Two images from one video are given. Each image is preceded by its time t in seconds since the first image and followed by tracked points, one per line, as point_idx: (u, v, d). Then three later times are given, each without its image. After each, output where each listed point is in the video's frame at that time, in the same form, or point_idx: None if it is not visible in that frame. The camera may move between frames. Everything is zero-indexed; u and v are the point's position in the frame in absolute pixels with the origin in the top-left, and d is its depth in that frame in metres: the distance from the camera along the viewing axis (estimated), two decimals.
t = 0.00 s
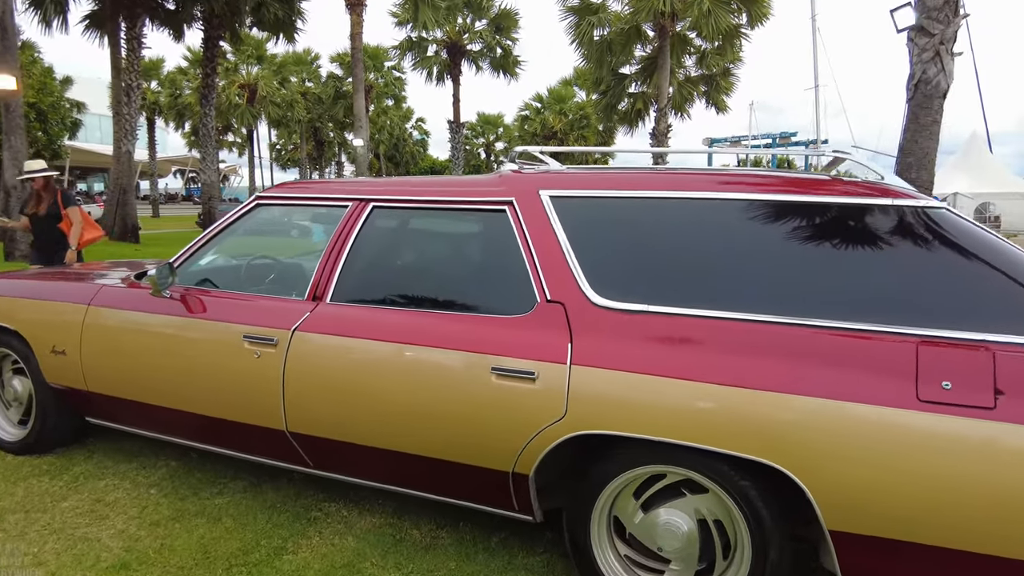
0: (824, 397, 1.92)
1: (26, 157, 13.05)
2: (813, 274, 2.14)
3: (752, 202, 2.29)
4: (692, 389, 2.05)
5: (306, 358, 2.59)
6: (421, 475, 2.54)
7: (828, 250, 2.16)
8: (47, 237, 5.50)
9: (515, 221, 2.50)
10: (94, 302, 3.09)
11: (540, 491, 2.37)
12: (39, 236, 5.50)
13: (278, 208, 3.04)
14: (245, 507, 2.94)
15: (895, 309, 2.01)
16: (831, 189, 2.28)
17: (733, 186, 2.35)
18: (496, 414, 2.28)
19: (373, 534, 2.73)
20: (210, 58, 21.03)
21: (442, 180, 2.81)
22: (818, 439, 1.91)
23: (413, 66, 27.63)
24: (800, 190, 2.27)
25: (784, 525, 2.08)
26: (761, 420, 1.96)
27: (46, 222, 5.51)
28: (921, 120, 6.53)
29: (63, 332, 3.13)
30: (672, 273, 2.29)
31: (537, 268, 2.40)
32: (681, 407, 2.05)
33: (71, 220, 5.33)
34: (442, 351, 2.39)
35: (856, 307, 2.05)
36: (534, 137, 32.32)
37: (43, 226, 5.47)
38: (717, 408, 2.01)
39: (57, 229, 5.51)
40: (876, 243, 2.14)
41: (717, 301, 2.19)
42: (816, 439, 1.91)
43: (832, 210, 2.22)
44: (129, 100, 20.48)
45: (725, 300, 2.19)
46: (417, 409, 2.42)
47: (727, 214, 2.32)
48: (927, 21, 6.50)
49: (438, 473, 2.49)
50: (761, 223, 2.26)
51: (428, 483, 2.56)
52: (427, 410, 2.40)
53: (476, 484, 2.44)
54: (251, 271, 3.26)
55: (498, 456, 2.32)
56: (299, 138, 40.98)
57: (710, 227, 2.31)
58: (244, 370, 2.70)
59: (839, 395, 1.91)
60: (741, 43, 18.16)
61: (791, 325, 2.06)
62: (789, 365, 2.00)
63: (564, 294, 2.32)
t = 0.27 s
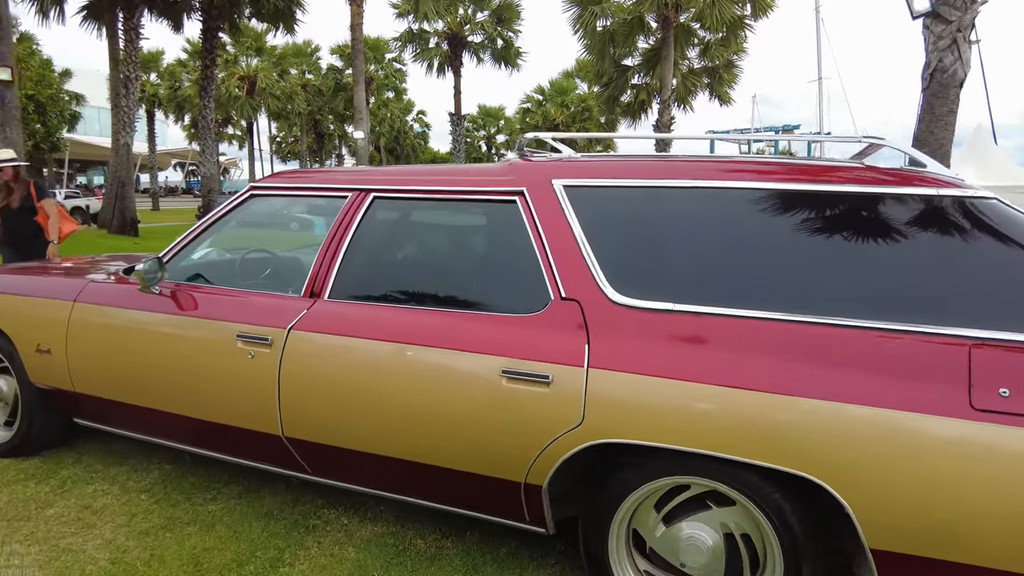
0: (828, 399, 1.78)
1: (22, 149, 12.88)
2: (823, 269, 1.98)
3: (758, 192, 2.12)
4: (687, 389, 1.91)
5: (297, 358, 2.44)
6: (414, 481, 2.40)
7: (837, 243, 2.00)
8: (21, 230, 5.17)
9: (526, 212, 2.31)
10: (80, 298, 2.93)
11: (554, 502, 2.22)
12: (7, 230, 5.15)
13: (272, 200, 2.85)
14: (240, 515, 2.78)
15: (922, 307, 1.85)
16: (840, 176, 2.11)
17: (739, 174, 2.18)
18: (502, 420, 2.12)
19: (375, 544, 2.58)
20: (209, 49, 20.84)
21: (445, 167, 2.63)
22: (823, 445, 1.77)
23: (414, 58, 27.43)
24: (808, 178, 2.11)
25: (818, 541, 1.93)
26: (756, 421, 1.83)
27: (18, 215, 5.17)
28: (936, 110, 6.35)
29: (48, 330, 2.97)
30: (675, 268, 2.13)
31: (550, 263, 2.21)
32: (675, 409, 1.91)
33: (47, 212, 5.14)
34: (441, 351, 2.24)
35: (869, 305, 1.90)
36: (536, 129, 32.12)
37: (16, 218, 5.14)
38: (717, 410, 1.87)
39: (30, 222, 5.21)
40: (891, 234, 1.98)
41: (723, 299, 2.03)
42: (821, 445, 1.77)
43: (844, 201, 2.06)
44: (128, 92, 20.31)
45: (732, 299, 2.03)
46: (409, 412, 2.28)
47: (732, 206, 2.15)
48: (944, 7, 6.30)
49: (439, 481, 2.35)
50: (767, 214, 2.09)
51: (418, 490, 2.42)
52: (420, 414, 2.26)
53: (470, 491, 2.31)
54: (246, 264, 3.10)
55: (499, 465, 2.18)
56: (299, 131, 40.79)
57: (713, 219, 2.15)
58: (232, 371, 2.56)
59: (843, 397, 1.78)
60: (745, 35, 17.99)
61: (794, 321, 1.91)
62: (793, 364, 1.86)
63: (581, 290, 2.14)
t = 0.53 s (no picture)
0: (838, 403, 1.69)
1: (29, 144, 12.85)
2: (842, 268, 1.88)
3: (773, 187, 2.00)
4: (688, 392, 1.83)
5: (318, 361, 2.31)
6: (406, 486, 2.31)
7: (859, 242, 1.88)
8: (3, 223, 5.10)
9: (559, 210, 2.18)
10: (88, 298, 2.80)
11: (588, 516, 2.09)
12: None
13: (289, 197, 2.72)
14: (254, 525, 2.67)
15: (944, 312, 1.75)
16: (863, 167, 1.96)
17: (752, 168, 2.05)
18: (534, 431, 1.98)
19: (396, 557, 2.47)
20: (216, 44, 20.79)
21: (468, 161, 2.48)
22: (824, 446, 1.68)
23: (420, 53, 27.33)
24: (826, 171, 1.97)
25: (874, 561, 1.80)
26: (784, 429, 1.73)
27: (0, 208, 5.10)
28: (961, 104, 6.18)
29: (56, 331, 2.86)
30: (681, 269, 2.02)
31: (585, 263, 2.09)
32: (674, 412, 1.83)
33: (30, 205, 5.10)
34: (443, 352, 2.14)
35: (888, 309, 1.80)
36: (542, 125, 32.00)
37: None
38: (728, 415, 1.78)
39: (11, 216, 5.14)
40: (913, 231, 1.86)
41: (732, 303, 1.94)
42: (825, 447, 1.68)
43: (863, 196, 1.92)
44: (134, 87, 20.29)
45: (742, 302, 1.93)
46: (407, 419, 2.18)
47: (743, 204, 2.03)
48: None
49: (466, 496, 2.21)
50: (781, 211, 1.98)
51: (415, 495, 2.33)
52: (415, 418, 2.17)
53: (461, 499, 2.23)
54: (260, 262, 2.97)
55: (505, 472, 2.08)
56: (305, 126, 40.78)
57: (728, 216, 2.03)
58: (247, 375, 2.44)
59: (860, 400, 1.68)
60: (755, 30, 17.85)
61: (793, 321, 1.84)
62: (800, 366, 1.77)
63: (619, 292, 2.01)
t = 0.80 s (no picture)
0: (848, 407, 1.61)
1: (45, 142, 12.87)
2: (871, 269, 1.79)
3: (800, 183, 1.90)
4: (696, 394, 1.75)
5: (358, 370, 2.17)
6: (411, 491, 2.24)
7: (889, 240, 1.79)
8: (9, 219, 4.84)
9: (616, 208, 2.04)
10: (111, 299, 2.69)
11: (647, 534, 1.94)
12: None
13: (322, 195, 2.59)
14: (284, 537, 2.56)
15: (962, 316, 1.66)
16: (892, 162, 1.86)
17: (777, 164, 1.95)
18: (593, 444, 1.85)
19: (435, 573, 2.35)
20: (229, 42, 20.80)
21: (510, 157, 2.34)
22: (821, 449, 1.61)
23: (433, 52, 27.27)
24: (853, 166, 1.87)
25: None
26: (873, 446, 1.57)
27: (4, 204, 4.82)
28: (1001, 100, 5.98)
29: (77, 335, 2.74)
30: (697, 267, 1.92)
31: (647, 265, 1.94)
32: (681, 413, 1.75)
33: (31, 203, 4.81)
34: (472, 355, 2.03)
35: (917, 313, 1.70)
36: (555, 123, 31.85)
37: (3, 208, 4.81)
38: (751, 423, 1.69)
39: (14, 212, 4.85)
40: (946, 229, 1.75)
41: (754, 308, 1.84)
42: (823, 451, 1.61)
43: (887, 194, 1.83)
44: (149, 85, 20.35)
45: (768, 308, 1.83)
46: (416, 422, 2.10)
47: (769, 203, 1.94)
48: None
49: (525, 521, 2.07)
50: (801, 209, 1.89)
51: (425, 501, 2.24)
52: (424, 421, 2.09)
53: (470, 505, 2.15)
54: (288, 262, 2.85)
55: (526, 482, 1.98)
56: (317, 125, 40.86)
57: (751, 212, 1.93)
58: (276, 380, 2.32)
59: (872, 403, 1.60)
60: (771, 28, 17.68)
61: (881, 329, 1.69)
62: (811, 368, 1.69)
63: (686, 298, 1.87)
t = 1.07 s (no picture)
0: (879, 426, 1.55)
1: (66, 142, 12.89)
2: (902, 281, 1.72)
3: (831, 194, 1.83)
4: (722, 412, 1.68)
5: (416, 390, 2.05)
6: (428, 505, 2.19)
7: (926, 250, 1.72)
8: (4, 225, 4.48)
9: (695, 219, 1.91)
10: (148, 310, 2.58)
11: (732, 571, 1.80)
12: None
13: (371, 200, 2.48)
14: (328, 559, 2.45)
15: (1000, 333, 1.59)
16: (924, 168, 1.79)
17: (803, 172, 1.88)
18: (676, 474, 1.73)
19: None
20: (247, 42, 20.83)
21: (570, 163, 2.21)
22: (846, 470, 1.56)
23: (449, 51, 27.23)
24: (882, 175, 1.80)
25: None
26: (992, 486, 1.43)
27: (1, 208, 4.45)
28: None
29: (114, 346, 2.63)
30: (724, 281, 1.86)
31: (731, 282, 1.82)
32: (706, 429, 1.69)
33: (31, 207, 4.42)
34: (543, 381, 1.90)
35: (957, 327, 1.64)
36: (570, 124, 31.76)
37: None
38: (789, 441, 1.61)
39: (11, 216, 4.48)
40: (985, 238, 1.69)
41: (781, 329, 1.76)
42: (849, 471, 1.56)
43: (921, 204, 1.76)
44: (167, 85, 20.39)
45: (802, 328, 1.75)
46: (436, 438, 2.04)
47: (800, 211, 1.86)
48: None
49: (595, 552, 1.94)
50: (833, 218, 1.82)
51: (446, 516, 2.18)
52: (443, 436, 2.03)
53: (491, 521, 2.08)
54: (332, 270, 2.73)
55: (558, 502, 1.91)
56: (331, 124, 40.96)
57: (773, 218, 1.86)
58: (324, 397, 2.20)
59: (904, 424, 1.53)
60: (790, 27, 17.55)
61: (1000, 358, 1.55)
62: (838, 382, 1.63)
63: (778, 319, 1.74)
